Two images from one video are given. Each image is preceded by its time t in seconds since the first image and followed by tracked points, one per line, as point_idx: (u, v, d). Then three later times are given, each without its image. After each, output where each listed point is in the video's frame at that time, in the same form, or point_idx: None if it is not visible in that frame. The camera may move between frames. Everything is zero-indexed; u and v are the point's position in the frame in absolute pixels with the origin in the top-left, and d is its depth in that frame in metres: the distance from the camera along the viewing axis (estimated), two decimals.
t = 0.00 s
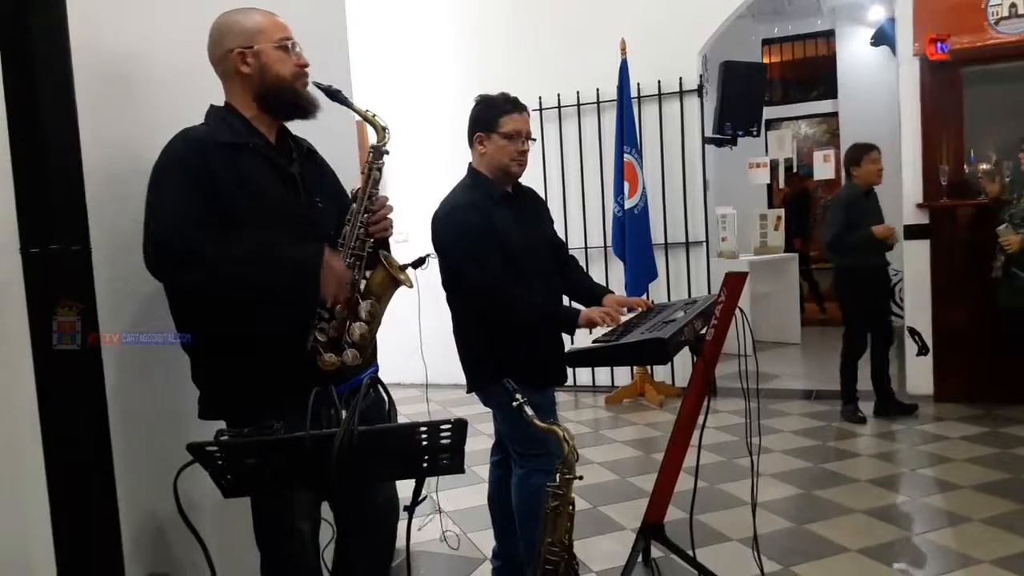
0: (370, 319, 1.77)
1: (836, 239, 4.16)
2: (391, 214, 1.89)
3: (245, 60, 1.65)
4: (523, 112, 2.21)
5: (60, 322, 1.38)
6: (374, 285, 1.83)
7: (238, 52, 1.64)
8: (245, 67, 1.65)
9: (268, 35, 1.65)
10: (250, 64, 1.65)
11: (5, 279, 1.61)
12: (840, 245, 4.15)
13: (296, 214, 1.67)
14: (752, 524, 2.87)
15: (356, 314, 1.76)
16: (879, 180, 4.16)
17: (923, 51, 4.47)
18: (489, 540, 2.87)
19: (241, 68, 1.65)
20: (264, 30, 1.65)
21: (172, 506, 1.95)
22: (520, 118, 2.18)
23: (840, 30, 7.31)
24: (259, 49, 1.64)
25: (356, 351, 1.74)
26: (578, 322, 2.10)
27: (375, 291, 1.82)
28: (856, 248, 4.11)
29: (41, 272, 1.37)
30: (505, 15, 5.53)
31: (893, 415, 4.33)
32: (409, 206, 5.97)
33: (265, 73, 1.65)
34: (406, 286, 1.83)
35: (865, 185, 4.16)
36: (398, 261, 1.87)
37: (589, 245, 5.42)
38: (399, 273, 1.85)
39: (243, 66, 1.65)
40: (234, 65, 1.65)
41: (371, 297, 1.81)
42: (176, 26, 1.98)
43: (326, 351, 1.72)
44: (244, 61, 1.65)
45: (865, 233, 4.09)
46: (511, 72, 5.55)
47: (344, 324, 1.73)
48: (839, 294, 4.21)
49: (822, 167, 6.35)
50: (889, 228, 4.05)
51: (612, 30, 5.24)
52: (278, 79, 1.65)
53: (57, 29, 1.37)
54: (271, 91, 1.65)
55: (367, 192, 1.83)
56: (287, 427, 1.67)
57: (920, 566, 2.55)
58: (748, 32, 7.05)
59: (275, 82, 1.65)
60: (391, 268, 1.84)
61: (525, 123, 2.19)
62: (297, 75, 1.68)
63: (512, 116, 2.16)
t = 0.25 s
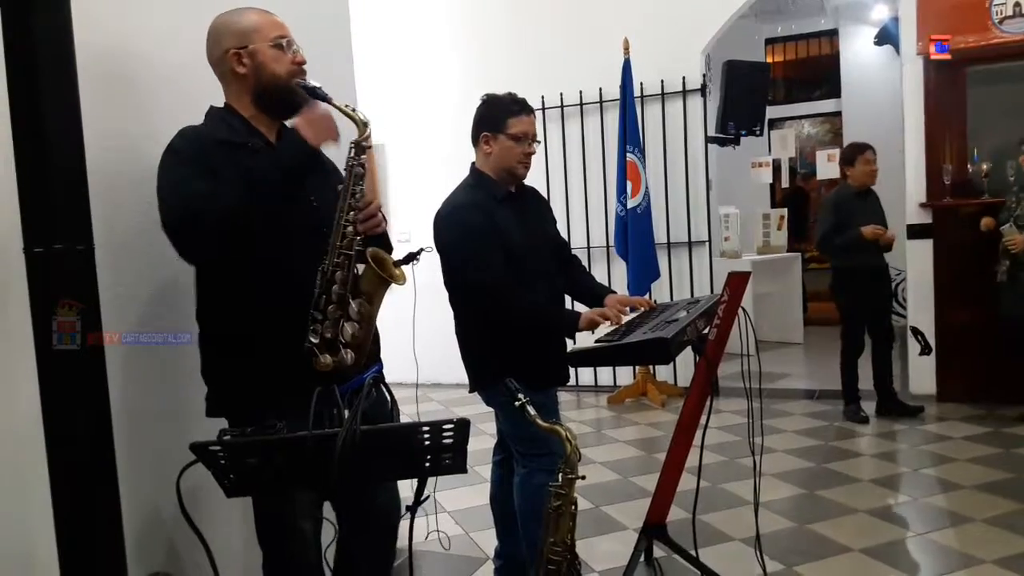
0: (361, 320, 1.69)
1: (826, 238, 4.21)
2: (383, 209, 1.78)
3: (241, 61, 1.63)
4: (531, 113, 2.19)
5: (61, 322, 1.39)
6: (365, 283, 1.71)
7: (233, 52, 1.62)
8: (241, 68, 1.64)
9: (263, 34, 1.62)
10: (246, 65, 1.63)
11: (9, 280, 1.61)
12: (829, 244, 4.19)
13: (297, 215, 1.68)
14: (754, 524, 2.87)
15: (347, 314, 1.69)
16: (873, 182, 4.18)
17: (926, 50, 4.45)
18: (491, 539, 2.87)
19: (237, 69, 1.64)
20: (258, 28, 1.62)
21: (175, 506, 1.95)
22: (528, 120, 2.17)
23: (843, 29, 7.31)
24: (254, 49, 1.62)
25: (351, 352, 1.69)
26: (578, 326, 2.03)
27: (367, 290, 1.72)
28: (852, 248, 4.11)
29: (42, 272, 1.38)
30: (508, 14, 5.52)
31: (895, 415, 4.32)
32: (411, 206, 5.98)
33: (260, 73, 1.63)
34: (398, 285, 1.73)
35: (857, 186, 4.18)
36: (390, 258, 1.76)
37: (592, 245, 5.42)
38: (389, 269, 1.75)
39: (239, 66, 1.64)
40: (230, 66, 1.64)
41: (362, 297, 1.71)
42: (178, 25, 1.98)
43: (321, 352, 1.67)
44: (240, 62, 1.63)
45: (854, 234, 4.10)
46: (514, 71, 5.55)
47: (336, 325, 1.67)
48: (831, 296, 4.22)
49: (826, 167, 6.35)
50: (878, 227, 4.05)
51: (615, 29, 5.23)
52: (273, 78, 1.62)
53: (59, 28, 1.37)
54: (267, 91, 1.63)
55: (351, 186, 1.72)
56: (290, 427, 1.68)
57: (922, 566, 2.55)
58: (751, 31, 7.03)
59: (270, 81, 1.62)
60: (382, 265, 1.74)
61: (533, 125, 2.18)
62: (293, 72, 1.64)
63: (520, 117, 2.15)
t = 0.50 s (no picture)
0: (355, 324, 1.69)
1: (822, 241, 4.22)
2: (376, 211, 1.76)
3: (239, 63, 1.62)
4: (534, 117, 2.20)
5: (61, 322, 1.39)
6: (358, 286, 1.72)
7: (231, 54, 1.62)
8: (239, 71, 1.63)
9: (260, 36, 1.61)
10: (244, 67, 1.63)
11: (8, 281, 1.61)
12: (826, 248, 4.20)
13: (295, 216, 1.68)
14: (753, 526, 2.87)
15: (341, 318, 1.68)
16: (870, 188, 4.19)
17: (925, 52, 4.45)
18: (490, 541, 2.87)
19: (235, 71, 1.63)
20: (255, 31, 1.61)
21: (174, 508, 1.95)
22: (531, 125, 2.18)
23: (842, 32, 7.34)
24: (251, 51, 1.61)
25: (346, 355, 1.69)
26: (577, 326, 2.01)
27: (360, 294, 1.72)
28: (849, 250, 4.12)
29: (42, 273, 1.38)
30: (507, 16, 5.53)
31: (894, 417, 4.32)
32: (410, 208, 5.98)
33: (259, 75, 1.63)
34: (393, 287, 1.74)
35: (851, 192, 4.19)
36: (385, 261, 1.77)
37: (591, 247, 5.43)
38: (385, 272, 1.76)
39: (237, 68, 1.63)
40: (228, 69, 1.63)
41: (355, 300, 1.71)
42: (177, 27, 1.98)
43: (317, 356, 1.66)
44: (238, 64, 1.63)
45: (850, 235, 4.10)
46: (513, 74, 5.56)
47: (331, 330, 1.66)
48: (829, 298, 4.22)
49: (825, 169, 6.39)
50: (874, 227, 4.06)
51: (614, 32, 5.24)
52: (272, 82, 1.63)
53: (59, 29, 1.37)
54: (267, 94, 1.65)
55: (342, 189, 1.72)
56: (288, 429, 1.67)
57: (920, 568, 2.55)
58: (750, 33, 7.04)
59: (270, 86, 1.64)
60: (376, 268, 1.75)
61: (535, 130, 2.19)
62: (292, 74, 1.65)
63: (524, 121, 2.16)
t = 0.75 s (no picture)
0: (358, 322, 1.67)
1: (830, 240, 4.20)
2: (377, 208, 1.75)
3: (238, 62, 1.62)
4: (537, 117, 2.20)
5: (62, 321, 1.39)
6: (360, 284, 1.69)
7: (231, 53, 1.62)
8: (238, 70, 1.63)
9: (258, 34, 1.60)
10: (243, 66, 1.63)
11: (11, 280, 1.61)
12: (834, 247, 4.19)
13: (296, 214, 1.68)
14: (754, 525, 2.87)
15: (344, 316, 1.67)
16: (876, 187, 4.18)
17: (926, 52, 4.44)
18: (491, 540, 2.87)
19: (235, 70, 1.63)
20: (253, 28, 1.60)
21: (176, 507, 1.95)
22: (535, 125, 2.18)
23: (844, 31, 7.33)
24: (250, 49, 1.61)
25: (349, 353, 1.68)
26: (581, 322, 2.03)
27: (362, 292, 1.69)
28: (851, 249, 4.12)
29: (44, 273, 1.38)
30: (509, 15, 5.53)
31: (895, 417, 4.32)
32: (412, 206, 5.98)
33: (258, 73, 1.63)
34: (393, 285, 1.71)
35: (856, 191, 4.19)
36: (388, 259, 1.74)
37: (592, 246, 5.42)
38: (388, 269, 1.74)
39: (237, 67, 1.63)
40: (229, 67, 1.64)
41: (357, 298, 1.68)
42: (179, 26, 1.98)
43: (320, 353, 1.66)
44: (237, 63, 1.63)
45: (858, 233, 4.09)
46: (514, 73, 5.55)
47: (333, 328, 1.65)
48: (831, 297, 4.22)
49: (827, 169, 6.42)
50: (882, 223, 4.07)
51: (616, 31, 5.24)
52: (271, 79, 1.63)
53: (61, 28, 1.37)
54: (266, 92, 1.65)
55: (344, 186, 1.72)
56: (288, 427, 1.67)
57: (921, 568, 2.55)
58: (752, 32, 7.04)
59: (269, 83, 1.63)
60: (379, 266, 1.73)
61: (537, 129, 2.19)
62: (291, 71, 1.64)
63: (529, 121, 2.16)
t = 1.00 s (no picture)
0: (357, 322, 1.66)
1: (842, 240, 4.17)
2: (376, 208, 1.74)
3: (232, 64, 1.63)
4: (539, 119, 2.20)
5: (63, 322, 1.39)
6: (359, 285, 1.67)
7: (225, 56, 1.62)
8: (233, 72, 1.63)
9: (248, 35, 1.59)
10: (236, 68, 1.63)
11: (13, 280, 1.62)
12: (848, 247, 4.16)
13: (297, 215, 1.68)
14: (756, 525, 2.87)
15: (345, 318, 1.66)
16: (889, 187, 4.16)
17: (927, 52, 4.44)
18: (492, 540, 2.87)
19: (230, 73, 1.64)
20: (242, 30, 1.59)
21: (178, 508, 1.95)
22: (536, 126, 2.18)
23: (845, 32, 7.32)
24: (241, 52, 1.60)
25: (350, 355, 1.66)
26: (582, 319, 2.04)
27: (362, 294, 1.67)
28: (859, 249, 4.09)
29: (45, 272, 1.38)
30: (510, 15, 5.53)
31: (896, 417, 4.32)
32: (413, 207, 5.98)
33: (250, 75, 1.62)
34: (391, 285, 1.70)
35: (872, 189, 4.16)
36: (390, 261, 1.74)
37: (593, 246, 5.42)
38: (391, 270, 1.73)
39: (231, 70, 1.64)
40: (225, 71, 1.64)
41: (356, 299, 1.67)
42: (181, 26, 1.98)
43: (322, 355, 1.66)
44: (231, 66, 1.63)
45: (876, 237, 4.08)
46: (516, 73, 5.55)
47: (332, 329, 1.64)
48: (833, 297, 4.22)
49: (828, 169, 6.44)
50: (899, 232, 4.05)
51: (617, 31, 5.24)
52: (262, 80, 1.62)
53: (63, 28, 1.37)
54: (260, 93, 1.64)
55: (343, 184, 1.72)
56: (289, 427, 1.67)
57: (922, 569, 2.55)
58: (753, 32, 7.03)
59: (261, 84, 1.62)
60: (380, 267, 1.72)
61: (538, 131, 2.19)
62: (283, 71, 1.63)
63: (529, 122, 2.16)
